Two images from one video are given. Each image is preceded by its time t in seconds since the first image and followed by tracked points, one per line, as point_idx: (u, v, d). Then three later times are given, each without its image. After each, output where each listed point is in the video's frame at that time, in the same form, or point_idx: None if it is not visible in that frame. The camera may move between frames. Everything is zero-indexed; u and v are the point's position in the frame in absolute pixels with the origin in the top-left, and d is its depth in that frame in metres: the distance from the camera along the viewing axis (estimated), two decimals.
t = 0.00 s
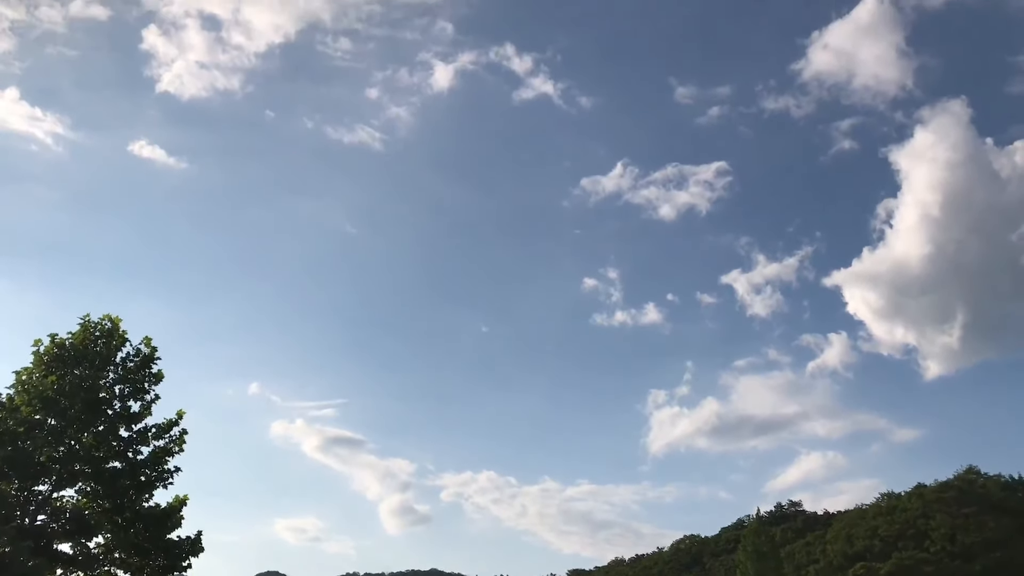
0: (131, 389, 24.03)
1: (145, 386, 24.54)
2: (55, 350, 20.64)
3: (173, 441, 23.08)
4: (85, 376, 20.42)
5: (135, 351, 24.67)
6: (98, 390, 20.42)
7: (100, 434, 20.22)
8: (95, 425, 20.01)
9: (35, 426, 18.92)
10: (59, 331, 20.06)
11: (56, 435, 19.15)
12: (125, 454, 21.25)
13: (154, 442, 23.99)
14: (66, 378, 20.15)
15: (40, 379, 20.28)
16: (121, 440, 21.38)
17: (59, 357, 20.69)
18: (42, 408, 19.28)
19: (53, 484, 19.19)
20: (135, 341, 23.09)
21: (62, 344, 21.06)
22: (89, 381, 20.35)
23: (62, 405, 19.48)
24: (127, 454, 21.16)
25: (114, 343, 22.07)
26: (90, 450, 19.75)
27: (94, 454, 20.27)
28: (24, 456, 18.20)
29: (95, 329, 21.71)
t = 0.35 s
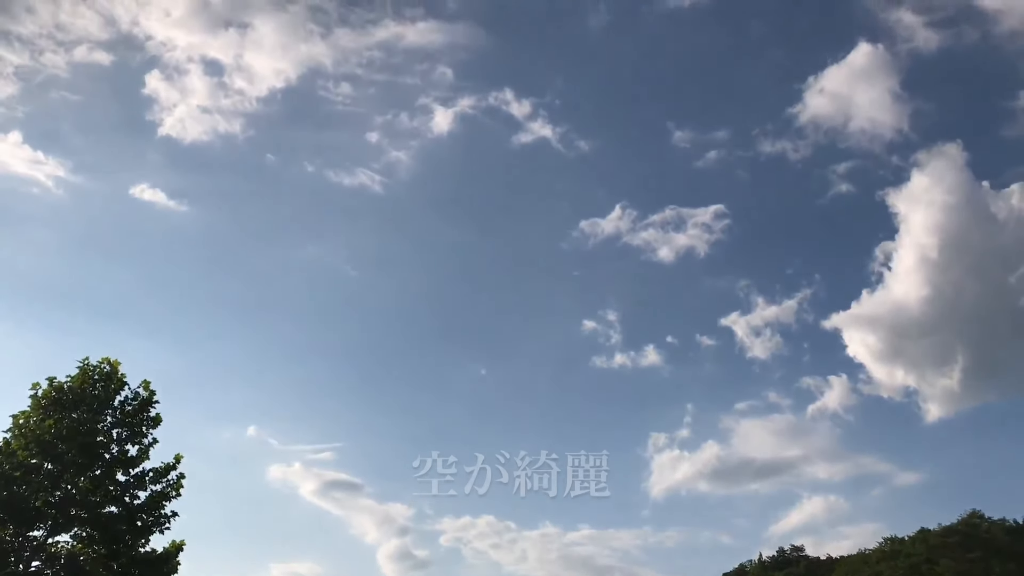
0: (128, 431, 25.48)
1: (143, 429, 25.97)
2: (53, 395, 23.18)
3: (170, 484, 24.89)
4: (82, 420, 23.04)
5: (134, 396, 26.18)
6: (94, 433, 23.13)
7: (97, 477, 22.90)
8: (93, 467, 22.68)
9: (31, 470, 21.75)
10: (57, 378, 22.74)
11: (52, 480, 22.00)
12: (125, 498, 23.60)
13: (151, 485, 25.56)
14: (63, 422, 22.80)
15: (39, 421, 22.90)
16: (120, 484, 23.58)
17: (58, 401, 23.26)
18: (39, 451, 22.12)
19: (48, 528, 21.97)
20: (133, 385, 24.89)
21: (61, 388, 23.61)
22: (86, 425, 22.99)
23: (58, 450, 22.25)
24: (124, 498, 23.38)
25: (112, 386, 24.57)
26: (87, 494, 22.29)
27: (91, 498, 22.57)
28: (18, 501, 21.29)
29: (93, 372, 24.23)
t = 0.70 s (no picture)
0: (126, 473, 27.45)
1: (140, 470, 27.81)
2: (51, 437, 25.53)
3: (168, 525, 26.55)
4: (79, 462, 25.44)
5: (133, 438, 28.20)
6: (89, 476, 25.49)
7: (94, 519, 25.21)
8: (88, 510, 25.06)
9: (28, 512, 24.07)
10: (56, 420, 25.26)
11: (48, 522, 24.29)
12: (120, 539, 25.51)
13: (148, 527, 27.43)
14: (60, 463, 25.17)
15: (37, 462, 25.18)
16: (115, 526, 25.54)
17: (55, 442, 25.60)
18: (36, 495, 24.50)
19: (44, 568, 23.92)
20: (130, 425, 27.10)
21: (60, 429, 25.90)
22: (82, 468, 25.36)
23: (55, 492, 24.68)
24: (118, 539, 25.34)
25: (109, 428, 26.85)
26: (81, 537, 24.63)
27: (85, 540, 24.83)
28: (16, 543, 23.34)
29: (93, 414, 26.79)
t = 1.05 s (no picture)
0: (122, 516, 29.67)
1: (136, 513, 30.13)
2: (48, 479, 28.02)
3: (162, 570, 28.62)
4: (75, 505, 27.76)
5: (131, 480, 30.46)
6: (85, 519, 27.81)
7: (89, 562, 27.51)
8: (83, 554, 27.39)
9: (23, 556, 26.49)
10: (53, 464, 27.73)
11: (42, 566, 26.66)
12: None
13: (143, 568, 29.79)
14: (55, 507, 27.51)
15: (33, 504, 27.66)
16: (109, 568, 27.91)
17: (52, 484, 28.03)
18: (33, 537, 26.85)
19: None
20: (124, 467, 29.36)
21: (58, 472, 28.41)
22: (78, 511, 27.68)
23: (51, 535, 27.04)
24: None
25: (106, 470, 29.19)
26: None
27: None
28: None
29: (89, 458, 29.15)
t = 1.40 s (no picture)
0: (115, 560, 31.49)
1: (128, 557, 32.10)
2: (41, 524, 29.16)
3: None
4: (68, 549, 29.04)
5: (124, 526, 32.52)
6: (79, 562, 29.09)
7: None
8: None
9: None
10: (48, 510, 28.89)
11: None
12: None
13: None
14: (48, 551, 28.69)
15: (26, 548, 28.82)
16: None
17: (46, 529, 29.23)
18: None
19: None
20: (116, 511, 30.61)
21: (51, 516, 29.58)
22: (71, 555, 28.89)
23: None
24: None
25: (100, 513, 30.47)
26: None
27: None
28: None
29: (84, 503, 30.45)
